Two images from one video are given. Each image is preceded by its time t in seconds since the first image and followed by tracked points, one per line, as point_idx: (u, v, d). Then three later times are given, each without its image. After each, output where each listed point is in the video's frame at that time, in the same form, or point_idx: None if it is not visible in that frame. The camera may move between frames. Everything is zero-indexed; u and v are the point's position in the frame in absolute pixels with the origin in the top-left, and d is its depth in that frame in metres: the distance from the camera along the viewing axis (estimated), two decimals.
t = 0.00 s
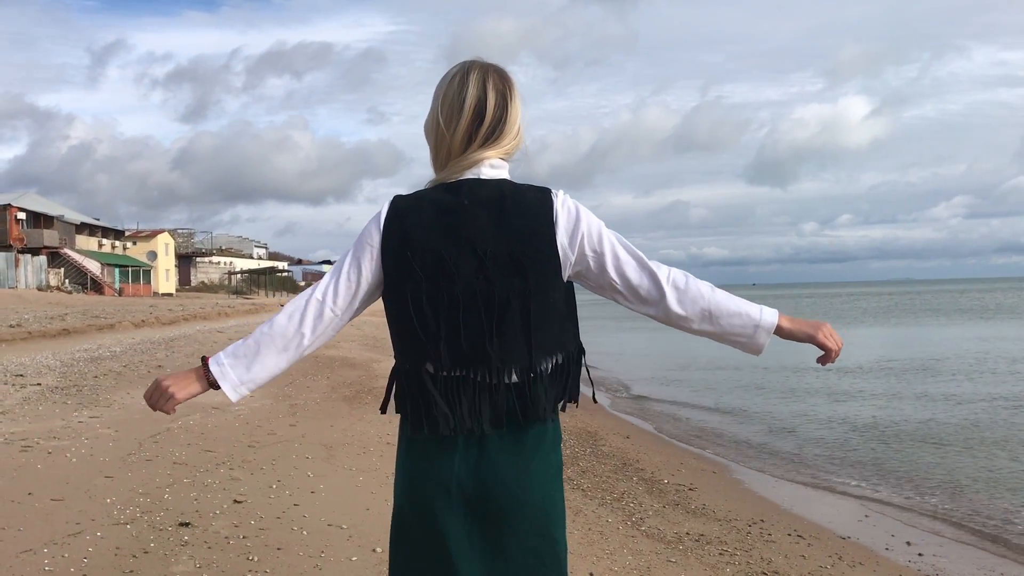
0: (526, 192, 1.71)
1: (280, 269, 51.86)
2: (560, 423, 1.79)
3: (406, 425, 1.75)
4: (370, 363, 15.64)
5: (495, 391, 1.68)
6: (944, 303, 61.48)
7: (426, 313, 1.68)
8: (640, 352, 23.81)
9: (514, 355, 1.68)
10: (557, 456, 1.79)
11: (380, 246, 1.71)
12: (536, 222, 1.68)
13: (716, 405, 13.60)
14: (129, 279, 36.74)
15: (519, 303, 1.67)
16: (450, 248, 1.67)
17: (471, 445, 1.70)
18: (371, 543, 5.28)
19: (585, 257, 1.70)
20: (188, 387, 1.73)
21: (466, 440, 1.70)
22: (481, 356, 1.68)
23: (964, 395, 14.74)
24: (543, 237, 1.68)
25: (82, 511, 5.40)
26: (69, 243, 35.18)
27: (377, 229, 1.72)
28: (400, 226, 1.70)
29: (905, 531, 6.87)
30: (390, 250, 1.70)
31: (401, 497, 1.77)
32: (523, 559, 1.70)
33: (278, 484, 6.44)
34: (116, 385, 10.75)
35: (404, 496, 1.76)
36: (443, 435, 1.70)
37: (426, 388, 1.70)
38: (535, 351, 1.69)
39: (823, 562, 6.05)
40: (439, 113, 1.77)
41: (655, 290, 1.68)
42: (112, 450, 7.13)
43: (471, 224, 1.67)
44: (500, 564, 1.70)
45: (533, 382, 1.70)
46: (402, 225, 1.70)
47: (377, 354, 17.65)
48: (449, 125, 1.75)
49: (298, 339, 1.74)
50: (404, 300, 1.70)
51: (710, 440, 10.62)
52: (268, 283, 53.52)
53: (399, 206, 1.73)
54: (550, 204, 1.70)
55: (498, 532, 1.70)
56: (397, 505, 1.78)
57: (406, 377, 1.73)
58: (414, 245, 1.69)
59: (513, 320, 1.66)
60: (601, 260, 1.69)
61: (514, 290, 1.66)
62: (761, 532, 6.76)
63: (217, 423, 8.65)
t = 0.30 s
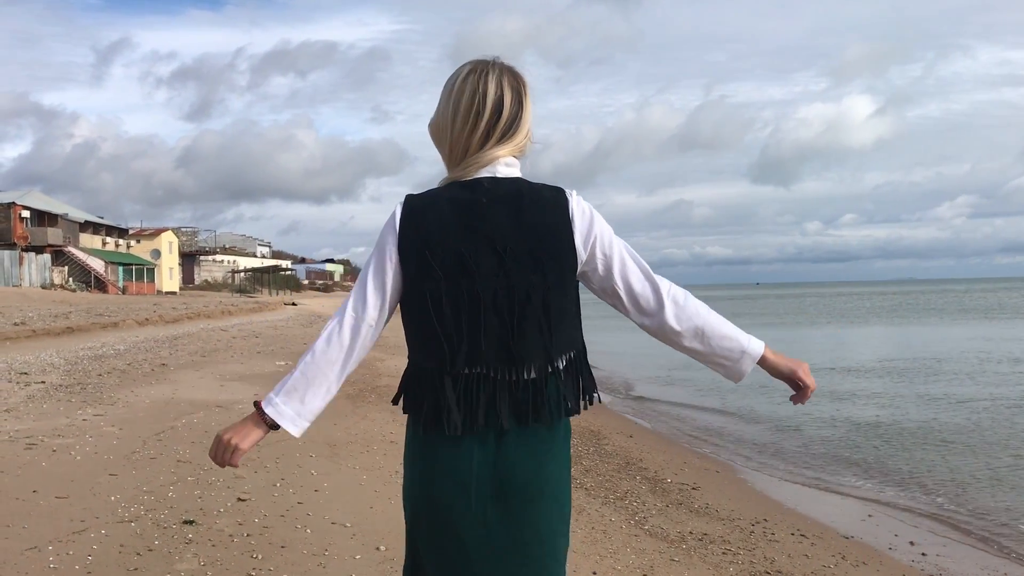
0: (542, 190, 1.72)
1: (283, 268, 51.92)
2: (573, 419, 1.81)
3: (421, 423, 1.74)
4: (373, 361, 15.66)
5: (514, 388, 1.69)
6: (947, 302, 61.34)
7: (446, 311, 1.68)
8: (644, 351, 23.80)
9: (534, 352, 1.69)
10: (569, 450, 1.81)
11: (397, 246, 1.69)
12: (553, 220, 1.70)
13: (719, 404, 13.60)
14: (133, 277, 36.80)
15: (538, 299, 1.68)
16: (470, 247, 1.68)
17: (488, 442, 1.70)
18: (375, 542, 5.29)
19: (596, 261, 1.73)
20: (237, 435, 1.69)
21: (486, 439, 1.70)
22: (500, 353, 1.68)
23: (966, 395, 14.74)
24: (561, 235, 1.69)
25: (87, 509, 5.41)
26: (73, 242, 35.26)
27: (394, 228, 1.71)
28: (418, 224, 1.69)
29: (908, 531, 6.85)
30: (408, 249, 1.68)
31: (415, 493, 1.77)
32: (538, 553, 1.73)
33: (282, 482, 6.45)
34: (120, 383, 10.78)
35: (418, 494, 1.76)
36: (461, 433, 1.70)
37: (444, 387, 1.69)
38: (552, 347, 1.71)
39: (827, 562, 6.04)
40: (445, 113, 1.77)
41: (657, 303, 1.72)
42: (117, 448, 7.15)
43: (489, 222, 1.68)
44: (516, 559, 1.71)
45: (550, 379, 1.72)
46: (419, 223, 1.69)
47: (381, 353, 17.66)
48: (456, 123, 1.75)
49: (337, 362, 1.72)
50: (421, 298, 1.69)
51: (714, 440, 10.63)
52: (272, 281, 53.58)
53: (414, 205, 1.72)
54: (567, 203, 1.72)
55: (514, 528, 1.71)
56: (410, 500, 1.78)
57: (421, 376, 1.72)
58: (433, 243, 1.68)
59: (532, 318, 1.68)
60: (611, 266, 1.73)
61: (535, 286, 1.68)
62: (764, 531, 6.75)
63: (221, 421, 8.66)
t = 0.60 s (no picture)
0: (559, 189, 1.76)
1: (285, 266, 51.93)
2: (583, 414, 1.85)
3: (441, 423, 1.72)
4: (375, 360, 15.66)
5: (538, 382, 1.71)
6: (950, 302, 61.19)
7: (471, 309, 1.66)
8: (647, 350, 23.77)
9: (556, 348, 1.73)
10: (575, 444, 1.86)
11: (421, 245, 1.66)
12: (574, 219, 1.73)
13: (721, 403, 13.59)
14: (135, 275, 36.84)
15: (562, 295, 1.72)
16: (495, 243, 1.67)
17: (510, 440, 1.71)
18: (377, 540, 5.29)
19: (607, 265, 1.78)
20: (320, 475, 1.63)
21: (508, 438, 1.70)
22: (525, 350, 1.69)
23: (968, 395, 14.71)
24: (582, 232, 1.73)
25: (89, 507, 5.41)
26: (75, 240, 35.26)
27: (416, 229, 1.68)
28: (440, 222, 1.67)
29: (911, 531, 6.84)
30: (432, 246, 1.66)
31: (431, 493, 1.75)
32: (553, 549, 1.75)
33: (284, 481, 6.45)
34: (122, 381, 10.78)
35: (435, 494, 1.74)
36: (484, 432, 1.69)
37: (470, 386, 1.68)
38: (571, 341, 1.75)
39: (829, 561, 6.03)
40: (461, 110, 1.75)
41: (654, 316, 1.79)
42: (119, 446, 7.15)
43: (514, 218, 1.68)
44: (534, 553, 1.74)
45: (568, 373, 1.75)
46: (442, 220, 1.67)
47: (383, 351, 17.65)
48: (472, 120, 1.74)
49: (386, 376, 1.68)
50: (448, 296, 1.66)
51: (716, 438, 10.61)
52: (274, 279, 53.61)
53: (434, 202, 1.69)
54: (584, 203, 1.76)
55: (531, 524, 1.73)
56: (424, 499, 1.77)
57: (441, 375, 1.70)
58: (458, 240, 1.66)
59: (555, 315, 1.71)
60: (620, 273, 1.79)
61: (558, 283, 1.71)
62: (767, 531, 6.74)
63: (224, 419, 8.67)
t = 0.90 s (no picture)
0: (576, 186, 1.83)
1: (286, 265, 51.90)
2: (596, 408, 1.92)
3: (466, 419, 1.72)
4: (377, 358, 15.65)
5: (564, 372, 1.77)
6: (951, 301, 61.09)
7: (503, 303, 1.68)
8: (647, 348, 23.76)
9: (578, 339, 1.78)
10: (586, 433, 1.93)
11: (454, 241, 1.66)
12: (592, 214, 1.81)
13: (721, 402, 13.58)
14: (136, 273, 36.83)
15: (584, 288, 1.78)
16: (524, 238, 1.71)
17: (535, 432, 1.75)
18: (377, 538, 5.29)
19: (619, 264, 1.87)
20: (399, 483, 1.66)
21: (534, 430, 1.75)
22: (551, 341, 1.74)
23: (969, 394, 14.71)
24: (602, 228, 1.81)
25: (90, 505, 5.41)
26: (76, 238, 35.27)
27: (444, 226, 1.68)
28: (471, 218, 1.67)
29: (911, 529, 6.83)
30: (463, 243, 1.66)
31: (451, 490, 1.75)
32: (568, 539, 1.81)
33: (285, 479, 6.45)
34: (123, 379, 10.78)
35: (457, 491, 1.74)
36: (511, 424, 1.72)
37: (501, 379, 1.70)
38: (591, 332, 1.82)
39: (830, 560, 6.03)
40: (479, 107, 1.78)
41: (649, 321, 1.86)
42: (120, 443, 7.16)
43: (541, 213, 1.73)
44: (559, 539, 1.80)
45: (587, 364, 1.83)
46: (473, 216, 1.68)
47: (383, 350, 17.64)
48: (491, 118, 1.76)
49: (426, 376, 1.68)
50: (481, 291, 1.67)
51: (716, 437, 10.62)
52: (275, 277, 53.63)
53: (460, 198, 1.70)
54: (600, 200, 1.85)
55: (556, 513, 1.79)
56: (441, 494, 1.77)
57: (468, 369, 1.71)
58: (489, 236, 1.68)
59: (579, 310, 1.77)
60: (627, 277, 1.88)
61: (582, 276, 1.78)
62: (767, 530, 6.73)
63: (224, 417, 8.68)
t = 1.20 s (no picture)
0: (592, 185, 1.87)
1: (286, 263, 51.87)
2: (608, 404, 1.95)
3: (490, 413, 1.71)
4: (376, 356, 15.66)
5: (584, 366, 1.80)
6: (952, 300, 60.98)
7: (530, 297, 1.70)
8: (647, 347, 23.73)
9: (596, 333, 1.82)
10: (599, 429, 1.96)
11: (481, 235, 1.66)
12: (609, 212, 1.86)
13: (721, 401, 13.57)
14: (136, 271, 36.82)
15: (602, 283, 1.83)
16: (548, 234, 1.74)
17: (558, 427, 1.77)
18: (377, 537, 5.29)
19: (629, 262, 1.92)
20: (438, 470, 1.74)
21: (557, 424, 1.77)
22: (572, 336, 1.77)
23: (965, 392, 14.77)
24: (617, 226, 1.87)
25: (89, 503, 5.40)
26: (76, 236, 35.27)
27: (471, 219, 1.66)
28: (497, 213, 1.67)
29: (911, 528, 6.82)
30: (491, 237, 1.66)
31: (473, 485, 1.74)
32: (586, 530, 1.84)
33: (284, 477, 6.45)
34: (122, 377, 10.77)
35: (481, 486, 1.73)
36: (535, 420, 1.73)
37: (524, 374, 1.71)
38: (607, 328, 1.86)
39: (829, 558, 6.03)
40: (500, 103, 1.77)
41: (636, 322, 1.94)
42: (119, 442, 7.15)
43: (563, 210, 1.76)
44: (580, 532, 1.82)
45: (603, 359, 1.87)
46: (499, 211, 1.68)
47: (382, 348, 17.64)
48: (513, 115, 1.77)
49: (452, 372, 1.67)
50: (508, 286, 1.68)
51: (715, 436, 10.61)
52: (274, 276, 53.64)
53: (486, 192, 1.69)
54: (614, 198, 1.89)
55: (578, 508, 1.81)
56: (464, 491, 1.76)
57: (491, 364, 1.71)
58: (515, 231, 1.68)
59: (597, 306, 1.81)
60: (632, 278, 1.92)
61: (600, 273, 1.82)
62: (766, 528, 6.73)
63: (224, 415, 8.67)
